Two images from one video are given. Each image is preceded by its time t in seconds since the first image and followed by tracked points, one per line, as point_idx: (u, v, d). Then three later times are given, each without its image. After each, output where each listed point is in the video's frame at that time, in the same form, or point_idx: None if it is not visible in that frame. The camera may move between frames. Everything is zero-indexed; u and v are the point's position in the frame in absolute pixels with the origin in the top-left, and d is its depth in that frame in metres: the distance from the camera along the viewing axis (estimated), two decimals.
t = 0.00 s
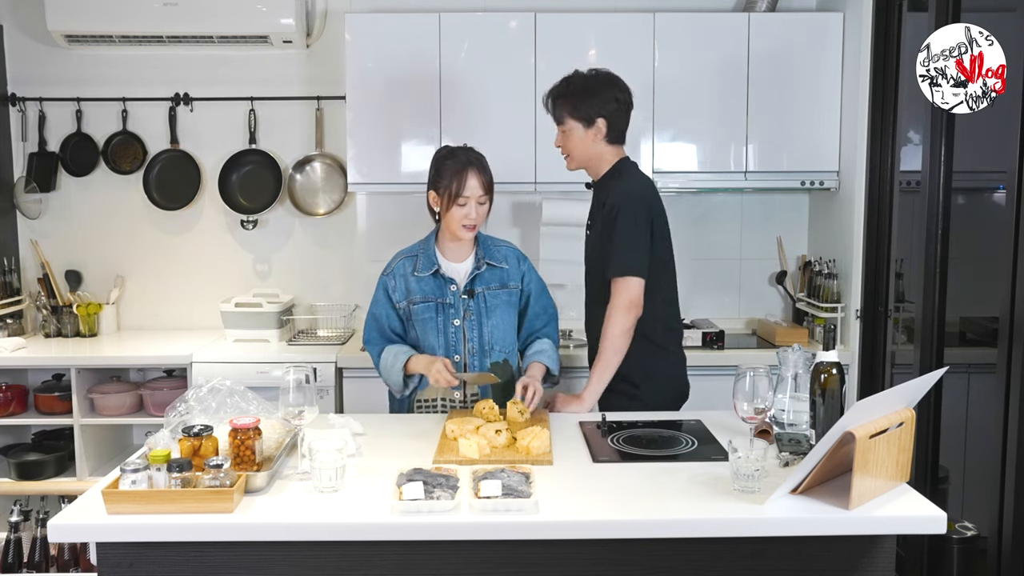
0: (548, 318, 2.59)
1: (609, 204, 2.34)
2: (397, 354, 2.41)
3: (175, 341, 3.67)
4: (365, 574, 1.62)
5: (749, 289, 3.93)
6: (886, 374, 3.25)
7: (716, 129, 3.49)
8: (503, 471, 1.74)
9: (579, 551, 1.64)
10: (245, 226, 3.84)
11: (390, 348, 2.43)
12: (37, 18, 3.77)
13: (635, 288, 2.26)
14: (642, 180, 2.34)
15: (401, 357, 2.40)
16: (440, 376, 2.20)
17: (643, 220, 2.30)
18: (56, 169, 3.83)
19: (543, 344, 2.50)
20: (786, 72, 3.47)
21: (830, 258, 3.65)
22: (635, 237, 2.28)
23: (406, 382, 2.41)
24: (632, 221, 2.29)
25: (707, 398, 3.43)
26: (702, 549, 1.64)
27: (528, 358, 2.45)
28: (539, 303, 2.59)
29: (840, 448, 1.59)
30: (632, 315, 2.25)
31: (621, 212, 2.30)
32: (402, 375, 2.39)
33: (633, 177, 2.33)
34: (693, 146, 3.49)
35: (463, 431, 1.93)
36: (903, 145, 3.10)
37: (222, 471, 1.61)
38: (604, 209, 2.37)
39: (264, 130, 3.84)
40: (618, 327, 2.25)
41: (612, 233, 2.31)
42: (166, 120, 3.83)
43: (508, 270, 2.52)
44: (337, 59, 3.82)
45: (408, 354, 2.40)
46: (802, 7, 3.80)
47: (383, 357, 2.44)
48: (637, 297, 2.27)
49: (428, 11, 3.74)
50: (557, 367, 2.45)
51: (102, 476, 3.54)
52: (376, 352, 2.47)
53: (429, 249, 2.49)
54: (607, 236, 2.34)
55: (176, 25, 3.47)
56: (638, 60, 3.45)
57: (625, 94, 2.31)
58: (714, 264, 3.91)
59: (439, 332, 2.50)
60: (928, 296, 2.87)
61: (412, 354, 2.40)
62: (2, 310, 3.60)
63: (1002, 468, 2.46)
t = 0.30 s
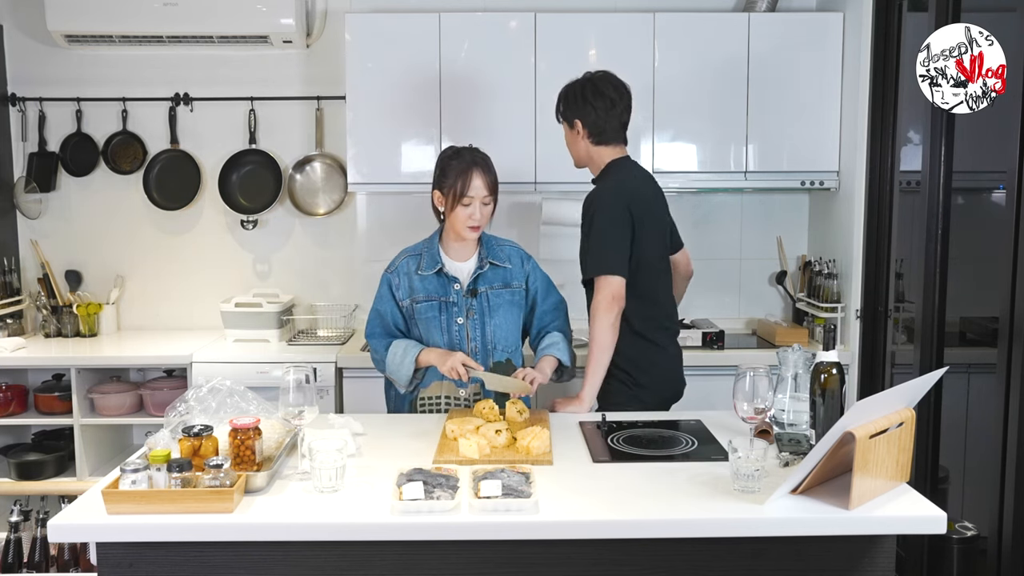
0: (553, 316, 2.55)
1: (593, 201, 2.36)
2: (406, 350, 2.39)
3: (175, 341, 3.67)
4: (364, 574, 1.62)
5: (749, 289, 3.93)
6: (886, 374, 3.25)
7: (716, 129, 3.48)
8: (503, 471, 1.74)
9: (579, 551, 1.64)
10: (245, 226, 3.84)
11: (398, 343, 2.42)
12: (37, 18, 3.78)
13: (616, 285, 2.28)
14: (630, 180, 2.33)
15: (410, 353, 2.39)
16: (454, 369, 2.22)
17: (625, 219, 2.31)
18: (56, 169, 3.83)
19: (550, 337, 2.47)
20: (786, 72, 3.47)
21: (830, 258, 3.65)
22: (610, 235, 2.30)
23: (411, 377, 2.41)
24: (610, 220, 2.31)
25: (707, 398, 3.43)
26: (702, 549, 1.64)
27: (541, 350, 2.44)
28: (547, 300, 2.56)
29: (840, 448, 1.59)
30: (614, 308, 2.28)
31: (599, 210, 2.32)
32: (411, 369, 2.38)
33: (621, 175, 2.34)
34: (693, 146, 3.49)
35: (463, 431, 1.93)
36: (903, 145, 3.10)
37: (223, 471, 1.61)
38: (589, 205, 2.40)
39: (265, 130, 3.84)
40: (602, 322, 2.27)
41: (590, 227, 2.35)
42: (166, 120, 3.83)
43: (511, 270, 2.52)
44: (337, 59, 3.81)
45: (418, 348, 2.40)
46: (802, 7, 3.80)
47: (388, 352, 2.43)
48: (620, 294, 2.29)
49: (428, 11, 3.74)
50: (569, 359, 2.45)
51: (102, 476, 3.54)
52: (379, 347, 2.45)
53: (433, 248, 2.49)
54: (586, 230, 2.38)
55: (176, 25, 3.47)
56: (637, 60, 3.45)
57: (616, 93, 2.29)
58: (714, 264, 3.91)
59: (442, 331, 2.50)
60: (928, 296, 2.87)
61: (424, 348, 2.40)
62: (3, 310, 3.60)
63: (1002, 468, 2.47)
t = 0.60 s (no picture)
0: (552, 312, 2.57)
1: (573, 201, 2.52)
2: (406, 347, 2.38)
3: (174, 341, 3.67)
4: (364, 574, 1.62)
5: (749, 289, 3.93)
6: (886, 374, 3.25)
7: (716, 130, 3.49)
8: (503, 471, 1.74)
9: (578, 551, 1.64)
10: (245, 226, 3.84)
11: (398, 340, 2.40)
12: (37, 18, 3.78)
13: (608, 279, 2.46)
14: (610, 181, 2.48)
15: (410, 351, 2.37)
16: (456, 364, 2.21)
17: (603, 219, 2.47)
18: (56, 169, 3.83)
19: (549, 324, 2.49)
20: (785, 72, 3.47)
21: (830, 258, 3.65)
22: (583, 233, 2.46)
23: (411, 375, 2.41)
24: (587, 220, 2.47)
25: (707, 398, 3.43)
26: (702, 549, 1.64)
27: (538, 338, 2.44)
28: (546, 297, 2.58)
29: (840, 448, 1.59)
30: (610, 302, 2.46)
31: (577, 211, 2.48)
32: (413, 367, 2.37)
33: (601, 178, 2.48)
34: (693, 146, 3.49)
35: (463, 431, 1.93)
36: (903, 145, 3.10)
37: (223, 471, 1.61)
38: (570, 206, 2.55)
39: (265, 130, 3.84)
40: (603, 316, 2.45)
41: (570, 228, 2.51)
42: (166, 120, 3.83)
43: (509, 267, 2.53)
44: (337, 59, 3.81)
45: (418, 346, 2.38)
46: (802, 7, 3.80)
47: (388, 350, 2.41)
48: (613, 287, 2.47)
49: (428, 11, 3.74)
50: (568, 351, 2.45)
51: (102, 476, 3.54)
52: (378, 346, 2.42)
53: (432, 246, 2.48)
54: (564, 232, 2.55)
55: (176, 25, 3.47)
56: (637, 59, 3.45)
57: (608, 93, 2.50)
58: (714, 264, 3.91)
59: (442, 329, 2.50)
60: (928, 296, 2.87)
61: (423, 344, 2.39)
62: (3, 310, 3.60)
63: (1002, 468, 2.47)
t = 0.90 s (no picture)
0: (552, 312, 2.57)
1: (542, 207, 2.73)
2: (404, 342, 2.37)
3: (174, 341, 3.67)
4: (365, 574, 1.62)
5: (749, 289, 3.93)
6: (886, 374, 3.25)
7: (716, 130, 3.49)
8: (503, 471, 1.74)
9: (578, 551, 1.64)
10: (245, 226, 3.84)
11: (397, 335, 2.40)
12: (37, 18, 3.78)
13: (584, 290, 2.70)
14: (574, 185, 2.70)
15: (410, 346, 2.37)
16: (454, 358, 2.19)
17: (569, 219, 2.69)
18: (56, 169, 3.83)
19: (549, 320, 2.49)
20: (785, 72, 3.47)
21: (830, 258, 3.65)
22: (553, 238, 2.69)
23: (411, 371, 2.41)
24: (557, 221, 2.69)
25: (707, 398, 3.43)
26: (701, 549, 1.64)
27: (537, 330, 2.45)
28: (546, 297, 2.58)
29: (840, 448, 1.59)
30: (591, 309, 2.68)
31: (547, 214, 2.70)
32: (412, 362, 2.37)
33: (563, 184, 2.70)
34: (693, 146, 3.49)
35: (463, 431, 1.93)
36: (903, 145, 3.10)
37: (222, 471, 1.61)
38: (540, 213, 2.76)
39: (265, 130, 3.84)
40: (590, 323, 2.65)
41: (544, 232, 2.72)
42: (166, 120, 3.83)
43: (509, 267, 2.53)
44: (336, 59, 3.82)
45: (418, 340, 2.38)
46: (802, 7, 3.79)
47: (386, 346, 2.40)
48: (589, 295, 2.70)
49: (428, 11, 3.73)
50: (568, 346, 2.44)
51: (102, 476, 3.53)
52: (377, 343, 2.42)
53: (432, 245, 2.48)
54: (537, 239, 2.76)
55: (176, 25, 3.47)
56: (637, 59, 3.45)
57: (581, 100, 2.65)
58: (715, 264, 3.91)
59: (442, 328, 2.49)
60: (928, 296, 2.88)
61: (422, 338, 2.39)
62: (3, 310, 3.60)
63: (1002, 468, 2.47)
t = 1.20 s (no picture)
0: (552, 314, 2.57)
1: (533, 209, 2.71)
2: (405, 344, 2.39)
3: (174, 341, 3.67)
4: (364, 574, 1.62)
5: (749, 289, 3.93)
6: (886, 374, 3.25)
7: (716, 130, 3.49)
8: (503, 471, 1.74)
9: (578, 551, 1.64)
10: (245, 226, 3.83)
11: (397, 337, 2.41)
12: (37, 18, 3.78)
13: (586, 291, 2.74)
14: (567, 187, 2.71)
15: (410, 346, 2.38)
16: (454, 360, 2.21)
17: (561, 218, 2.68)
18: (56, 169, 3.83)
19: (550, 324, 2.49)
20: (785, 72, 3.47)
21: (830, 258, 3.65)
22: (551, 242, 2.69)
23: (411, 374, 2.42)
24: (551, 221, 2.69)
25: (707, 398, 3.43)
26: (701, 549, 1.64)
27: (540, 331, 2.45)
28: (547, 299, 2.58)
29: (840, 448, 1.59)
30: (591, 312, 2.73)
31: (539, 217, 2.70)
32: (412, 364, 2.38)
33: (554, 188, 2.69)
34: (693, 146, 3.49)
35: (463, 431, 1.93)
36: (903, 145, 3.10)
37: (222, 471, 1.61)
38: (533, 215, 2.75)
39: (264, 130, 3.84)
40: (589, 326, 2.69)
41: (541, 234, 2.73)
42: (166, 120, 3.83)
43: (509, 269, 2.52)
44: (336, 59, 3.81)
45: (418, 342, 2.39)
46: (802, 7, 3.79)
47: (387, 347, 2.41)
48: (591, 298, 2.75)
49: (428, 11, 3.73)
50: (569, 347, 2.44)
51: (102, 476, 3.53)
52: (377, 345, 2.44)
53: (432, 246, 2.48)
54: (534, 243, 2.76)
55: (176, 25, 3.47)
56: (636, 59, 3.45)
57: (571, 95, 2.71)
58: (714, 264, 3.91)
59: (441, 330, 2.50)
60: (928, 296, 2.88)
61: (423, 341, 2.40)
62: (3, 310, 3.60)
63: (1002, 468, 2.47)
